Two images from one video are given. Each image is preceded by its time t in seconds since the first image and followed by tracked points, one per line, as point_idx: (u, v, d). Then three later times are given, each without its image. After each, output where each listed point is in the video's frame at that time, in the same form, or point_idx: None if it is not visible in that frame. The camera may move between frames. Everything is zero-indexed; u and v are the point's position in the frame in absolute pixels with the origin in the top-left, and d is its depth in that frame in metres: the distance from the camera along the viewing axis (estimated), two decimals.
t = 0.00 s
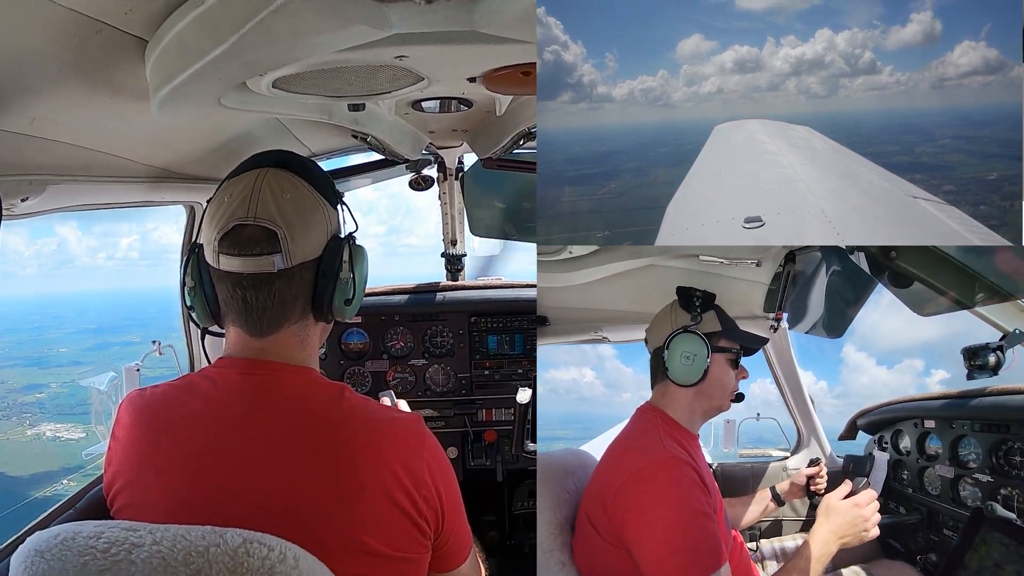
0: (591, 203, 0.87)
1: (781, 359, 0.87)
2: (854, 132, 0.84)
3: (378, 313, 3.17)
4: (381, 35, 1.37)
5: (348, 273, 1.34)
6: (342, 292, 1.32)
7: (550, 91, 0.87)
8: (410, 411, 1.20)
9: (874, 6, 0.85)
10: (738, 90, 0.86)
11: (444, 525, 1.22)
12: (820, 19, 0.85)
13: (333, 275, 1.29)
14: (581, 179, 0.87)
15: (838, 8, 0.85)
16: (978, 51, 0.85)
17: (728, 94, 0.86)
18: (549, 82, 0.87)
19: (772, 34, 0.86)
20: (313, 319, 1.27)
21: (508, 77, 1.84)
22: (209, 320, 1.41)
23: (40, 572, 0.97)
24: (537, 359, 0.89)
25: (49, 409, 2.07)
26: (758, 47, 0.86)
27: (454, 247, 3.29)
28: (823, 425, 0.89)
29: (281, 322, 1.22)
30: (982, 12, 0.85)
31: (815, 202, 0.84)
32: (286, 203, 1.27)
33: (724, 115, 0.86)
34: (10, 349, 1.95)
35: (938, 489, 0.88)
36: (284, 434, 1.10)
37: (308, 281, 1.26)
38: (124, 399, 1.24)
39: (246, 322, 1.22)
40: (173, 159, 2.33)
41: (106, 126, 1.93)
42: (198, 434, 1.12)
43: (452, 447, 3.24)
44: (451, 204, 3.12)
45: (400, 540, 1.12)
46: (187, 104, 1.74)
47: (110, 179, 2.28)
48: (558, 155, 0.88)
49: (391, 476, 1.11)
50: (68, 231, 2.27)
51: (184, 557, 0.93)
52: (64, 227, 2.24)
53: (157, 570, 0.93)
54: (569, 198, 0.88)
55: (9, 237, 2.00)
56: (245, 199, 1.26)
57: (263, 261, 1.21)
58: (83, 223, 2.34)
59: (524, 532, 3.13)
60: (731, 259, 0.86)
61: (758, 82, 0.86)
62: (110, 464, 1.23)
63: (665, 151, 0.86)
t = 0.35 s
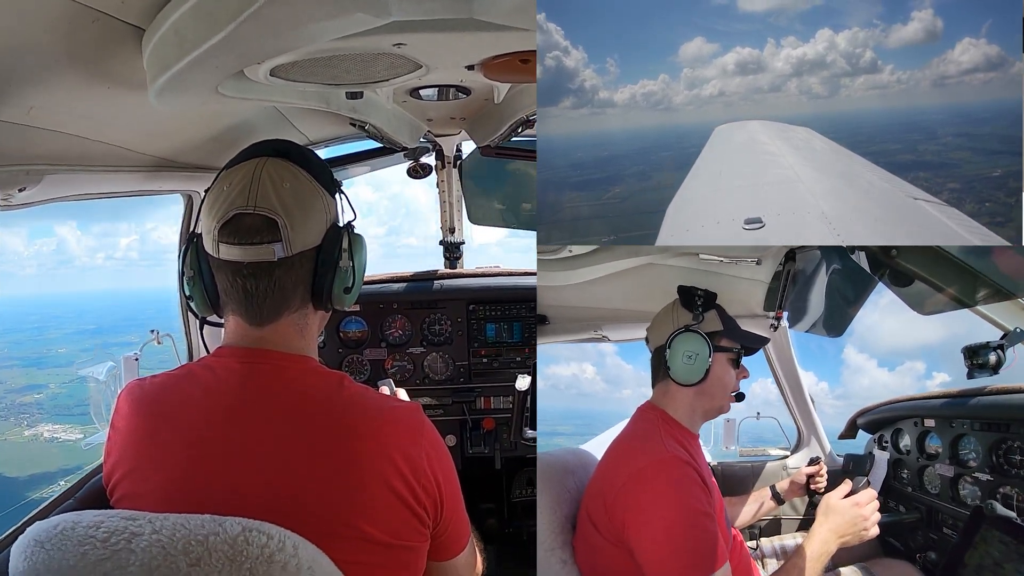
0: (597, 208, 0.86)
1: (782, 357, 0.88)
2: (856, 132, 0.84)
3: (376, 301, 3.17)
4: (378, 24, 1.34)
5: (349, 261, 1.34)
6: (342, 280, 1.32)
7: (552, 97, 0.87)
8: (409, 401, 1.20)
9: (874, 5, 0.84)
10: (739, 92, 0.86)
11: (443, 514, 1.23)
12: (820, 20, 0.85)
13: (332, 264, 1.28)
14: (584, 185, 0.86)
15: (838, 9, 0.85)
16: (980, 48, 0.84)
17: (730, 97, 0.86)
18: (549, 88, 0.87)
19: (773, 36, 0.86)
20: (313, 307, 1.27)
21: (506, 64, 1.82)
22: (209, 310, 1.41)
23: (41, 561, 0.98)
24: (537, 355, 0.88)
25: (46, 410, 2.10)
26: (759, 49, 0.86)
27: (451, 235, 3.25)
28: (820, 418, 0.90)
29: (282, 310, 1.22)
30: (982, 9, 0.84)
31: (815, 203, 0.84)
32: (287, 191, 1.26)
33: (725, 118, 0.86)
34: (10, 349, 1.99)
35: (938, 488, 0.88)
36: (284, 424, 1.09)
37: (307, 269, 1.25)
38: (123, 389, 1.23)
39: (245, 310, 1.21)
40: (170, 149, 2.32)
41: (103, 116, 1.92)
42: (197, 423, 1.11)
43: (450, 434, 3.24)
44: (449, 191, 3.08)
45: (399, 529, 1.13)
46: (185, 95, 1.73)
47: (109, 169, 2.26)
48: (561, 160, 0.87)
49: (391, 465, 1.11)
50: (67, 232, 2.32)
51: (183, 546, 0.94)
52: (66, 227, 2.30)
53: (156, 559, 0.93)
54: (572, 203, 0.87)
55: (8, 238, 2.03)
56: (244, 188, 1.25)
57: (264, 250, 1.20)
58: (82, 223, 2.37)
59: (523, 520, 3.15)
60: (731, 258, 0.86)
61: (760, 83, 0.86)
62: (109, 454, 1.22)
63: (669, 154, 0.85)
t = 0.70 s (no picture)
0: (601, 213, 0.85)
1: (782, 357, 0.89)
2: (858, 130, 0.83)
3: (373, 290, 3.16)
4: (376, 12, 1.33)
5: (346, 250, 1.35)
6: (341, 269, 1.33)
7: (554, 102, 0.87)
8: (407, 389, 1.20)
9: (873, 4, 0.84)
10: (741, 93, 0.86)
11: (442, 501, 1.24)
12: (820, 20, 0.85)
13: (330, 252, 1.29)
14: (588, 190, 0.85)
15: (837, 8, 0.85)
16: (981, 43, 0.84)
17: (731, 98, 0.86)
18: (551, 94, 0.87)
19: (773, 37, 0.86)
20: (312, 296, 1.28)
21: (505, 52, 1.81)
22: (207, 300, 1.41)
23: (40, 551, 0.95)
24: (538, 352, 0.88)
25: (45, 411, 2.10)
26: (760, 50, 0.86)
27: (449, 223, 3.22)
28: (819, 416, 0.91)
29: (281, 299, 1.22)
30: (983, 4, 0.84)
31: (815, 205, 0.84)
32: (284, 180, 1.25)
33: (726, 119, 0.86)
34: (10, 350, 2.00)
35: (938, 487, 0.88)
36: (283, 413, 1.09)
37: (306, 258, 1.25)
38: (122, 379, 1.23)
39: (245, 299, 1.21)
40: (168, 138, 2.30)
41: (100, 105, 1.90)
42: (195, 413, 1.11)
43: (447, 423, 3.23)
44: (446, 178, 3.07)
45: (398, 516, 1.13)
46: (181, 84, 1.72)
47: (107, 159, 2.24)
48: (563, 162, 0.86)
49: (390, 453, 1.11)
50: (66, 232, 2.25)
51: (182, 535, 0.92)
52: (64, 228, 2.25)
53: (156, 548, 0.91)
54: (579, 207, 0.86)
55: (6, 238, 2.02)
56: (243, 176, 1.24)
57: (263, 239, 1.20)
58: (82, 223, 2.34)
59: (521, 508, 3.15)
60: (731, 257, 0.86)
61: (762, 84, 0.86)
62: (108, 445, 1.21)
63: (672, 156, 0.84)
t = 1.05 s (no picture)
0: (605, 217, 0.86)
1: (782, 356, 0.90)
2: (859, 128, 0.84)
3: (370, 278, 3.17)
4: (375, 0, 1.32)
5: (343, 238, 1.34)
6: (336, 257, 1.33)
7: (556, 106, 0.88)
8: (403, 376, 1.20)
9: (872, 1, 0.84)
10: (743, 93, 0.86)
11: (438, 487, 1.25)
12: (820, 18, 0.86)
13: (326, 241, 1.29)
14: (593, 194, 0.87)
15: (837, 7, 0.85)
16: (981, 38, 0.84)
17: (733, 99, 0.86)
18: (553, 99, 0.88)
19: (774, 36, 0.86)
20: (307, 284, 1.28)
21: (504, 41, 1.80)
22: (204, 289, 1.41)
23: (36, 541, 0.94)
24: (540, 350, 0.90)
25: (45, 414, 2.10)
26: (761, 49, 0.86)
27: (447, 212, 3.20)
28: (819, 416, 0.92)
29: (278, 288, 1.22)
30: None
31: (815, 206, 0.85)
32: (280, 169, 1.25)
33: (728, 119, 0.86)
34: (10, 352, 2.02)
35: (936, 484, 0.89)
36: (280, 399, 1.10)
37: (302, 247, 1.26)
38: (119, 367, 1.23)
39: (241, 288, 1.21)
40: (166, 126, 2.29)
41: (96, 93, 1.88)
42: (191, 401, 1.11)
43: (444, 411, 3.24)
44: (445, 167, 3.06)
45: (395, 502, 1.14)
46: (179, 73, 1.71)
47: (105, 147, 2.23)
48: (567, 166, 0.88)
49: (387, 439, 1.12)
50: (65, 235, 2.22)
51: (180, 523, 0.91)
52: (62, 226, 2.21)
53: (152, 537, 0.91)
54: (585, 212, 0.87)
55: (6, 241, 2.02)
56: (239, 165, 1.24)
57: (260, 229, 1.20)
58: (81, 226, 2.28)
59: (518, 497, 3.15)
60: (731, 255, 0.87)
61: (763, 83, 0.86)
62: (105, 433, 1.22)
63: (675, 158, 0.86)
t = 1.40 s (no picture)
0: (610, 220, 0.87)
1: (782, 356, 0.91)
2: (862, 125, 0.84)
3: (367, 267, 3.16)
4: None
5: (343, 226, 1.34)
6: (336, 246, 1.32)
7: (558, 113, 0.88)
8: (402, 362, 1.20)
9: None
10: (744, 94, 0.86)
11: (437, 474, 1.25)
12: (821, 16, 0.85)
13: (326, 229, 1.29)
14: (598, 198, 0.87)
15: (836, 5, 0.85)
16: (983, 32, 0.84)
17: (735, 100, 0.86)
18: (555, 104, 0.88)
19: (774, 36, 0.86)
20: (307, 272, 1.28)
21: (500, 29, 1.79)
22: (203, 277, 1.39)
23: (35, 529, 0.95)
24: (541, 348, 0.90)
25: (43, 418, 2.08)
26: (762, 49, 0.86)
27: (443, 201, 3.17)
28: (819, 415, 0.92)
29: (276, 276, 1.22)
30: None
31: (814, 208, 0.85)
32: (279, 158, 1.25)
33: (729, 120, 0.86)
34: (10, 354, 2.00)
35: (935, 483, 0.90)
36: (278, 386, 1.09)
37: (302, 235, 1.26)
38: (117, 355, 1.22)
39: (240, 276, 1.21)
40: (163, 114, 2.27)
41: (91, 80, 1.86)
42: (190, 387, 1.11)
43: (441, 400, 3.25)
44: (441, 155, 3.01)
45: (393, 488, 1.14)
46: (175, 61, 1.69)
47: (102, 135, 2.21)
48: (570, 172, 0.88)
49: (385, 425, 1.12)
50: (65, 237, 2.23)
51: (178, 510, 0.92)
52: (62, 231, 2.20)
53: (151, 524, 0.91)
54: (590, 216, 0.87)
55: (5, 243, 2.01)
56: (239, 152, 1.24)
57: (258, 217, 1.20)
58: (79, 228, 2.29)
59: (514, 485, 3.15)
60: (731, 253, 0.88)
61: (765, 84, 0.86)
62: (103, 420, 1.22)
63: (677, 161, 0.86)
